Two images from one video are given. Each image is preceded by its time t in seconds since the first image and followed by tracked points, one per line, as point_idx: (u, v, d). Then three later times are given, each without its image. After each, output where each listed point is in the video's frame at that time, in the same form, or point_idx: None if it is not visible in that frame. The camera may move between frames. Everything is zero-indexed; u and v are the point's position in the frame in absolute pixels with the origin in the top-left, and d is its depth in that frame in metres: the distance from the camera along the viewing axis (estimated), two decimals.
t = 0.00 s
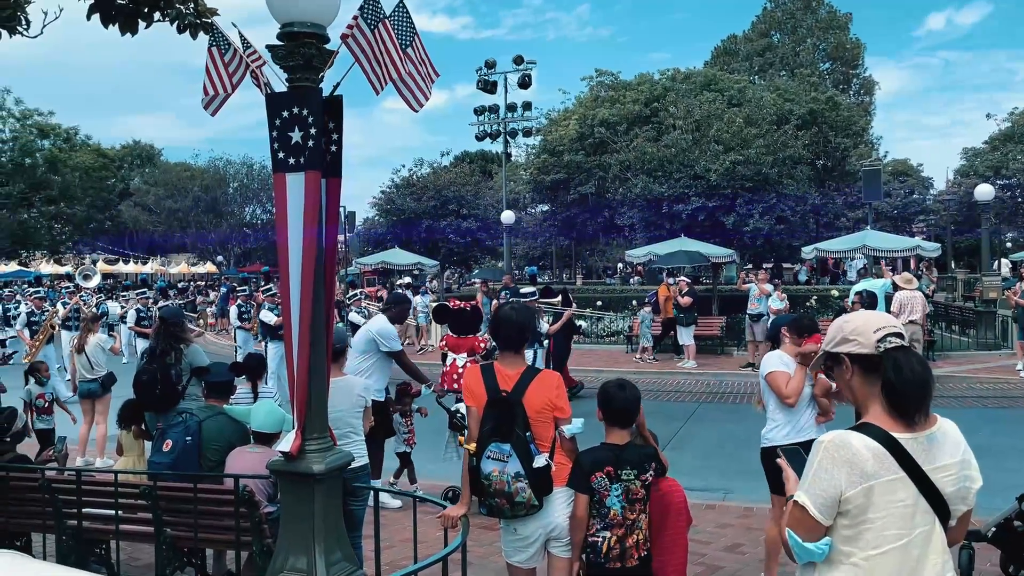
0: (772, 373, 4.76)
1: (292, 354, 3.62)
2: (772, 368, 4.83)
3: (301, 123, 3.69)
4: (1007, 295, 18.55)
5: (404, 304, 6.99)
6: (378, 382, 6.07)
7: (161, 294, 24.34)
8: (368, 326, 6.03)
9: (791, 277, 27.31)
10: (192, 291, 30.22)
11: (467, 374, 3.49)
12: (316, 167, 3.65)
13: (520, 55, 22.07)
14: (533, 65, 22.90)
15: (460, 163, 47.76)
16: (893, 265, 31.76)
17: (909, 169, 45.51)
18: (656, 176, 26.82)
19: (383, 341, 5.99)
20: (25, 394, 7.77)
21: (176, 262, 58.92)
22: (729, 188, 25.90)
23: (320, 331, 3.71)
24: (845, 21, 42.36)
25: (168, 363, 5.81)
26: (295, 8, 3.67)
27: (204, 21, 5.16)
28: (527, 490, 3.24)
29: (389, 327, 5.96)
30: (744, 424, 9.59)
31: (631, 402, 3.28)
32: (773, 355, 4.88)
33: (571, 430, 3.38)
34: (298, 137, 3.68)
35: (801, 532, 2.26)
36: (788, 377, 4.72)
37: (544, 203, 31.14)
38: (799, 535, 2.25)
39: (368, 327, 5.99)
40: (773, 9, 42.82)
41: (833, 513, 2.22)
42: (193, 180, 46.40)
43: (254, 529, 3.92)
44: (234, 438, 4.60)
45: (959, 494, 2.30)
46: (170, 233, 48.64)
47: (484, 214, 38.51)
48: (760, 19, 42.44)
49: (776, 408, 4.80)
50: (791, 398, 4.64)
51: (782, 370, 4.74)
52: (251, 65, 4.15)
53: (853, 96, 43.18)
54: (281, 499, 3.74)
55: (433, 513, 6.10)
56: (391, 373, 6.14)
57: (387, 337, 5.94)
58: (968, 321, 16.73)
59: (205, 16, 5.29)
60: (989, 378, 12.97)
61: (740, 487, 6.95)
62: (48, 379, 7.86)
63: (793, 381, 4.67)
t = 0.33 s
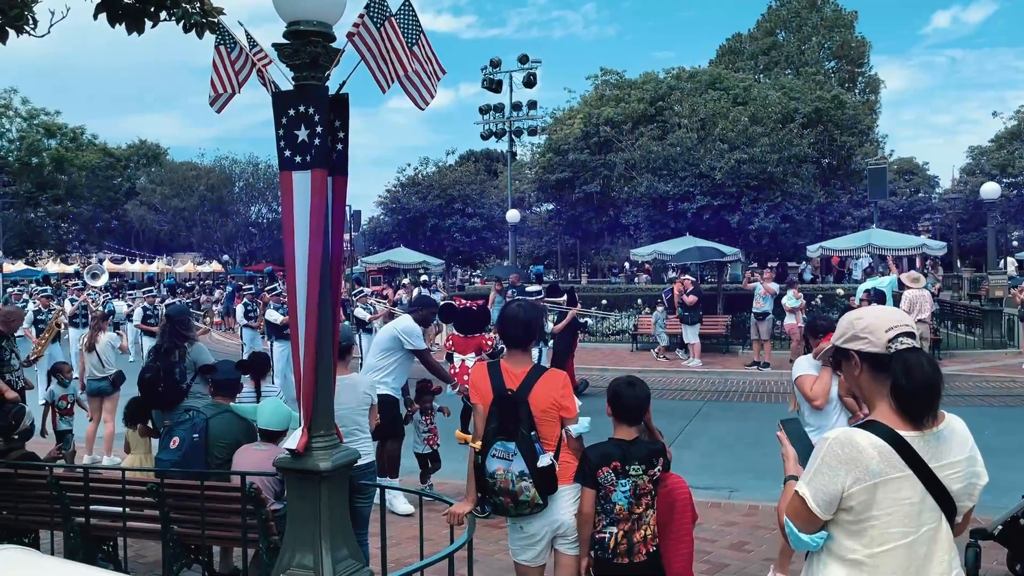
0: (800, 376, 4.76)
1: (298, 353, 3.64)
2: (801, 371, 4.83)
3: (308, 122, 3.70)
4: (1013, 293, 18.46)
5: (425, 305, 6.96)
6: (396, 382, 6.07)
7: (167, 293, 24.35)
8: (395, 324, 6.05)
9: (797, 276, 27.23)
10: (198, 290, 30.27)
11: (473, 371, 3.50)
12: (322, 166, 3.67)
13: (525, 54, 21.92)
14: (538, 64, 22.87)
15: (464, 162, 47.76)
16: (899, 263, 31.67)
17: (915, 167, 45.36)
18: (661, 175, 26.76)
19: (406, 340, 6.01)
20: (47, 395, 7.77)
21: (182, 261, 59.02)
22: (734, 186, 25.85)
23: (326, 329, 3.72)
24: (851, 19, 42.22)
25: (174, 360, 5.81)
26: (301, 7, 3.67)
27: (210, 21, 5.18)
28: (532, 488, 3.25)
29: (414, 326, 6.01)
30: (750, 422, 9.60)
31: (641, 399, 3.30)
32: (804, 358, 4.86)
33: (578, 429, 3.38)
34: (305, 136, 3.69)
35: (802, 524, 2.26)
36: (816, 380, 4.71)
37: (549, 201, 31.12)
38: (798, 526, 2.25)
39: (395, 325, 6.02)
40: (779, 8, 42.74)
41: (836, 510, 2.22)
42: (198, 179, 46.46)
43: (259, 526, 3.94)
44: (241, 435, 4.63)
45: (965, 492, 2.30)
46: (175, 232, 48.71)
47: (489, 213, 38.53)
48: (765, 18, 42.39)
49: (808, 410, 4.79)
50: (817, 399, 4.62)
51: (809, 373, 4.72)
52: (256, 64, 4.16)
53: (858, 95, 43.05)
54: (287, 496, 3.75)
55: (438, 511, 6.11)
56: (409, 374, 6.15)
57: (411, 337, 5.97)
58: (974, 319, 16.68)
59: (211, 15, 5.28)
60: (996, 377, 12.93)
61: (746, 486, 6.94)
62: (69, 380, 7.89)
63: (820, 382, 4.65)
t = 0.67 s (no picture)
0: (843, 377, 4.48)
1: (300, 352, 3.64)
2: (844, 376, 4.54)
3: (310, 121, 3.70)
4: (1014, 292, 18.44)
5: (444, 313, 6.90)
6: (415, 383, 6.08)
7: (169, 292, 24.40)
8: (413, 327, 5.99)
9: (798, 276, 27.25)
10: (200, 288, 30.29)
11: (476, 370, 3.50)
12: (324, 164, 3.66)
13: (526, 53, 21.97)
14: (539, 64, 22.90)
15: (466, 161, 47.81)
16: (901, 262, 31.67)
17: (916, 166, 45.36)
18: (663, 174, 26.78)
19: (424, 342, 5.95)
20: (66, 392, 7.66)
21: (183, 260, 59.08)
22: (736, 186, 25.83)
23: (329, 329, 3.72)
24: (852, 18, 42.18)
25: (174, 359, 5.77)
26: (303, 6, 3.66)
27: (212, 20, 5.19)
28: (535, 488, 3.25)
29: (433, 327, 5.97)
30: (751, 421, 9.62)
31: (647, 396, 3.30)
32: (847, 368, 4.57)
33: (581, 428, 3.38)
34: (307, 135, 3.69)
35: (805, 523, 2.26)
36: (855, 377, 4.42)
37: (551, 200, 31.20)
38: (801, 525, 2.25)
39: (414, 327, 5.97)
40: (780, 7, 42.79)
41: (837, 510, 2.22)
42: (200, 178, 46.56)
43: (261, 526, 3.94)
44: (243, 434, 4.64)
45: (970, 492, 2.29)
46: (177, 232, 48.77)
47: (490, 212, 38.58)
48: (766, 17, 42.43)
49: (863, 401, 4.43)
50: (845, 396, 4.04)
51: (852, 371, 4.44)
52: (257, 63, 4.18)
53: (860, 94, 43.03)
54: (289, 495, 3.76)
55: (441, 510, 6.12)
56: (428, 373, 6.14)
57: (430, 338, 5.91)
58: (975, 318, 16.68)
59: (212, 15, 5.28)
60: (997, 376, 12.94)
61: (748, 485, 6.94)
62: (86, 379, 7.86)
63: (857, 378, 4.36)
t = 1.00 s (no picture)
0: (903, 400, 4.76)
1: (298, 352, 3.65)
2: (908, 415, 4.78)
3: (308, 121, 3.70)
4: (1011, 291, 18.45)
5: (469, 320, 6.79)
6: (430, 382, 6.05)
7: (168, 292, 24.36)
8: (429, 328, 6.00)
9: (796, 275, 27.27)
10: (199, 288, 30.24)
11: (476, 370, 3.51)
12: (323, 164, 3.67)
13: (523, 53, 22.02)
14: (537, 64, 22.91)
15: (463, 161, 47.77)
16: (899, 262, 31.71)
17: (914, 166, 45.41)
18: (661, 174, 26.79)
19: (441, 343, 5.94)
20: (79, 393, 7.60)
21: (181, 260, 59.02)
22: (734, 186, 25.88)
23: (327, 329, 3.73)
24: (850, 18, 42.19)
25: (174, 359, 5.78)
26: (302, 6, 3.67)
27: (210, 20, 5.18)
28: (533, 488, 3.25)
29: (451, 328, 5.99)
30: (751, 420, 9.63)
31: (656, 395, 3.30)
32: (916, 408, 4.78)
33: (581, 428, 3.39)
34: (305, 135, 3.69)
35: (806, 525, 2.27)
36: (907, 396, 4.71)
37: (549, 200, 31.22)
38: (801, 527, 2.26)
39: (430, 328, 5.98)
40: (778, 7, 42.87)
41: (836, 511, 2.23)
42: (197, 178, 46.53)
43: (261, 526, 3.94)
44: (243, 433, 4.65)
45: (970, 492, 2.30)
46: (175, 232, 48.69)
47: (488, 212, 38.58)
48: (763, 17, 42.50)
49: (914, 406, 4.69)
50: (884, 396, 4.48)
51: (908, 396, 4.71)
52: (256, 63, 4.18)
53: (857, 94, 43.04)
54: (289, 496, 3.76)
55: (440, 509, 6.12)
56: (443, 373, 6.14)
57: (448, 338, 5.92)
58: (973, 318, 16.70)
59: (211, 15, 5.28)
60: (995, 375, 12.95)
61: (746, 484, 6.95)
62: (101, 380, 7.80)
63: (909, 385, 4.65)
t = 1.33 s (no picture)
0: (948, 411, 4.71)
1: (291, 355, 3.64)
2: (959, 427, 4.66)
3: (300, 124, 3.70)
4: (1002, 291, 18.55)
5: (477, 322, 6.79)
6: (441, 384, 6.04)
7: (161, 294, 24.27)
8: (440, 330, 6.00)
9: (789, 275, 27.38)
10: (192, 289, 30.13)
11: (468, 373, 3.51)
12: (314, 167, 3.67)
13: (516, 54, 22.07)
14: (530, 64, 22.92)
15: (457, 161, 47.77)
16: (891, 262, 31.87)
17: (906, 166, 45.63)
18: (654, 174, 26.83)
19: (451, 346, 5.93)
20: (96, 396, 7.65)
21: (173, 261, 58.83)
22: (726, 186, 25.95)
23: (319, 332, 3.72)
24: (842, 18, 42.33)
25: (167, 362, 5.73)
26: (294, 8, 3.67)
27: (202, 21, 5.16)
28: (525, 490, 3.25)
29: (461, 332, 5.97)
30: (744, 420, 9.67)
31: (663, 399, 3.30)
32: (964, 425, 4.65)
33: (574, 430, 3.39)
34: (298, 137, 3.69)
35: (798, 528, 2.28)
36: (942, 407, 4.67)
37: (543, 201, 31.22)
38: (793, 531, 2.27)
39: (440, 331, 5.98)
40: (770, 7, 43.01)
41: (827, 514, 2.23)
42: (190, 179, 46.38)
43: (255, 529, 3.93)
44: (235, 435, 4.63)
45: (960, 494, 2.33)
46: (167, 234, 48.52)
47: (482, 212, 38.56)
48: (756, 17, 42.64)
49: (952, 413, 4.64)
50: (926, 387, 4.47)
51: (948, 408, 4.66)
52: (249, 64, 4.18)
53: (850, 94, 43.19)
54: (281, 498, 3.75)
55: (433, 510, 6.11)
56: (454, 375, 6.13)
57: (458, 341, 5.90)
58: (964, 317, 16.79)
59: (203, 16, 5.27)
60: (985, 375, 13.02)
61: (739, 484, 6.98)
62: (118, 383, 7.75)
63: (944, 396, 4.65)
